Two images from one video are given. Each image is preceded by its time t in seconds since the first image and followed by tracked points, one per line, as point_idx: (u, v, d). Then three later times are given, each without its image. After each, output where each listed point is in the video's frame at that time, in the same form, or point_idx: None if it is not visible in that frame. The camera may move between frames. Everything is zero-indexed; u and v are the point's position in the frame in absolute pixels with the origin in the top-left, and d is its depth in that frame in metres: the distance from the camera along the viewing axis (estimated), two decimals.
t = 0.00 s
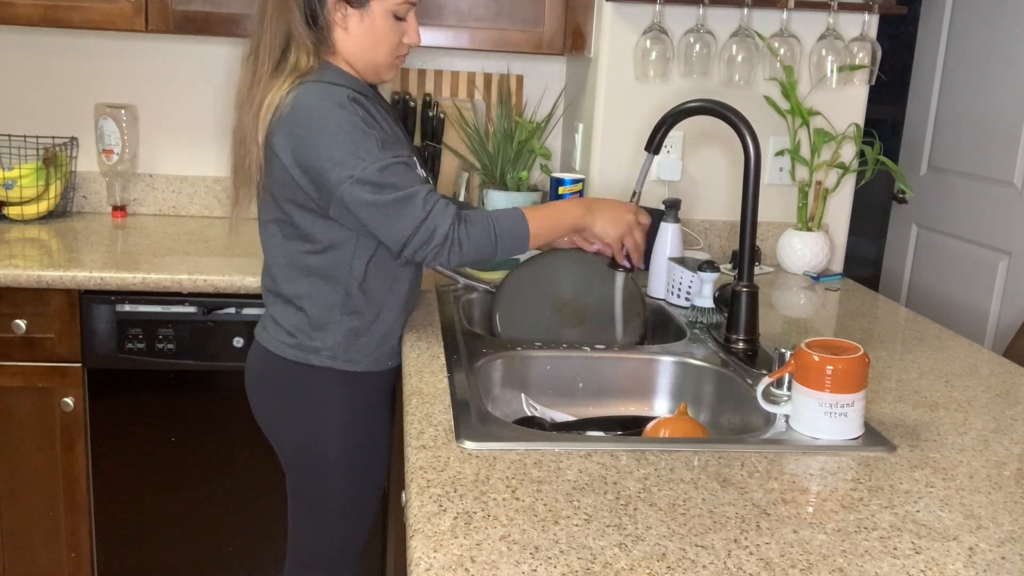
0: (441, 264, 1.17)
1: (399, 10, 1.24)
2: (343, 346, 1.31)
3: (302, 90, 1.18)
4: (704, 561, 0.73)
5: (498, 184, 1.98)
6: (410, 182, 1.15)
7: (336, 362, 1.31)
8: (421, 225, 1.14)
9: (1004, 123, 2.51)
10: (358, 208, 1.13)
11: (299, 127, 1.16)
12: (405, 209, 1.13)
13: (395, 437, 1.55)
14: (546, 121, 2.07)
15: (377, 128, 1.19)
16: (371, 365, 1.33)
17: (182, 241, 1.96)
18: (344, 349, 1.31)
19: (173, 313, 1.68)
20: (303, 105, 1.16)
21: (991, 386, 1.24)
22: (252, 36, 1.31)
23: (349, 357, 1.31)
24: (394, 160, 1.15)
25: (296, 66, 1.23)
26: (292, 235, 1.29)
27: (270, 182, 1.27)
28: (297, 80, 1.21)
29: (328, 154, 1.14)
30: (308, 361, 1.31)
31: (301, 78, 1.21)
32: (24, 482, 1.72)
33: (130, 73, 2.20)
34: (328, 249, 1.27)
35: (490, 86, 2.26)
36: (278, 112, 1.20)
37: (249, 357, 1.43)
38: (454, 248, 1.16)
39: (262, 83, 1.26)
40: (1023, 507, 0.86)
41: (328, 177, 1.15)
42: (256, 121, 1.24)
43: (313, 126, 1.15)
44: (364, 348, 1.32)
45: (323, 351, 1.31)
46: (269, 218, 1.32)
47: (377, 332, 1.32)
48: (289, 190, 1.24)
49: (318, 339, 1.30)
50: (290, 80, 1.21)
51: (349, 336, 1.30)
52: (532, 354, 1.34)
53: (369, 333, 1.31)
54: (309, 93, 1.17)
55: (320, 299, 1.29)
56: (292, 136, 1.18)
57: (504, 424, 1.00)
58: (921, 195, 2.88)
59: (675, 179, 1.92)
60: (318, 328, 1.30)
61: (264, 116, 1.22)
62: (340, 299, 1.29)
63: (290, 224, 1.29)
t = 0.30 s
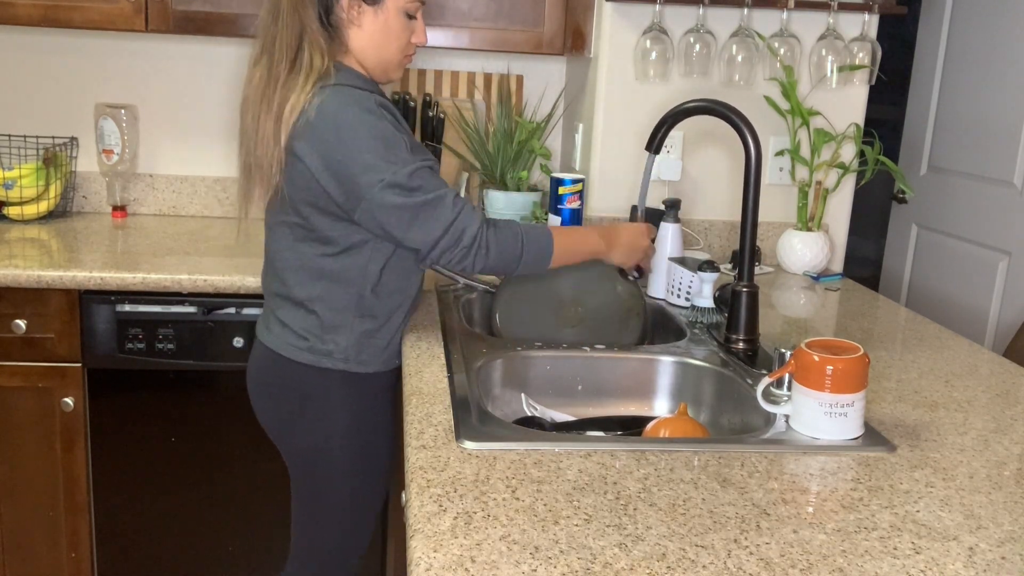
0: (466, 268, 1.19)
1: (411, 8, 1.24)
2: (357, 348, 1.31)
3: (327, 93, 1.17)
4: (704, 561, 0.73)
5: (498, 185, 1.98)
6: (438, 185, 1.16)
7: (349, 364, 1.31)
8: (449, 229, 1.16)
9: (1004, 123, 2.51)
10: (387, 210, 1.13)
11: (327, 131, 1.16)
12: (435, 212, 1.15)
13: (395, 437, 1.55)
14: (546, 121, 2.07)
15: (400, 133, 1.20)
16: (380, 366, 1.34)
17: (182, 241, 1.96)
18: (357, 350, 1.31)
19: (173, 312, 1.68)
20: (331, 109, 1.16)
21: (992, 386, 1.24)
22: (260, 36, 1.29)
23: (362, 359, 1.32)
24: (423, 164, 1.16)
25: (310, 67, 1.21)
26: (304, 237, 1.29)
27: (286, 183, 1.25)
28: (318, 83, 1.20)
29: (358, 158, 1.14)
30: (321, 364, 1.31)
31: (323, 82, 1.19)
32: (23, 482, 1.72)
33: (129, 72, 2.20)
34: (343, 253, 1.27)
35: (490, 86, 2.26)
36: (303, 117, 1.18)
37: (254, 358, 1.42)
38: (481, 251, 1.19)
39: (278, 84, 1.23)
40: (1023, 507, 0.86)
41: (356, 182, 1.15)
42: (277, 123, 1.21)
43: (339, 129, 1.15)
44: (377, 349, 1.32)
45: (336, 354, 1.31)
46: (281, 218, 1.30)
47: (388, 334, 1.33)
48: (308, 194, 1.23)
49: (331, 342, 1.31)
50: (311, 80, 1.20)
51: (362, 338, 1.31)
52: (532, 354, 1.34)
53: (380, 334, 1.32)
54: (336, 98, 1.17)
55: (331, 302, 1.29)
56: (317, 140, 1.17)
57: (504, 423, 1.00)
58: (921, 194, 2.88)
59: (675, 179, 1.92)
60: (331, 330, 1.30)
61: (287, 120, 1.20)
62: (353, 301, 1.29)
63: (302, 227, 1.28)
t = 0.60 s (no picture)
0: (441, 275, 1.17)
1: (423, 11, 1.25)
2: (346, 349, 1.31)
3: (319, 89, 1.18)
4: (704, 561, 0.73)
5: (497, 184, 1.98)
6: (419, 191, 1.15)
7: (337, 366, 1.31)
8: (427, 235, 1.13)
9: (1004, 124, 2.51)
10: (366, 212, 1.12)
11: (311, 127, 1.16)
12: (413, 218, 1.13)
13: (394, 436, 1.55)
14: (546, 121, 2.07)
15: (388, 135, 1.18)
16: (370, 369, 1.34)
17: (182, 241, 1.96)
18: (346, 352, 1.31)
19: (173, 313, 1.68)
20: (319, 105, 1.16)
21: (992, 386, 1.24)
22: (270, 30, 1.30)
23: (349, 361, 1.31)
24: (405, 169, 1.14)
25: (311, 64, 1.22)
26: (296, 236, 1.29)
27: (280, 181, 1.25)
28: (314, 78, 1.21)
29: (338, 157, 1.13)
30: (309, 364, 1.31)
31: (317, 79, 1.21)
32: (24, 482, 1.72)
33: (129, 72, 2.20)
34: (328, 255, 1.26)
35: (491, 86, 2.26)
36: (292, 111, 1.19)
37: (248, 356, 1.42)
38: (457, 260, 1.16)
39: (278, 76, 1.24)
40: (1023, 508, 0.86)
41: (336, 181, 1.14)
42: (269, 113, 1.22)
43: (325, 127, 1.14)
44: (365, 351, 1.32)
45: (325, 354, 1.31)
46: (273, 216, 1.31)
47: (377, 338, 1.32)
48: (298, 192, 1.22)
49: (319, 342, 1.30)
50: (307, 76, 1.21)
51: (351, 340, 1.31)
52: (532, 354, 1.34)
53: (369, 337, 1.32)
54: (325, 95, 1.16)
55: (321, 302, 1.29)
56: (302, 137, 1.17)
57: (504, 424, 1.00)
58: (921, 194, 2.88)
59: (675, 179, 1.92)
60: (320, 330, 1.30)
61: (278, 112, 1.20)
62: (342, 302, 1.29)
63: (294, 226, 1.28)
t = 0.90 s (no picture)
0: (436, 282, 1.18)
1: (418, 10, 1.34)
2: (349, 350, 1.31)
3: (324, 91, 1.17)
4: (704, 561, 0.73)
5: (498, 184, 1.98)
6: (421, 198, 1.15)
7: (342, 367, 1.32)
8: (426, 243, 1.14)
9: (1004, 124, 2.51)
10: (370, 218, 1.12)
11: (317, 128, 1.15)
12: (414, 226, 1.13)
13: (395, 436, 1.55)
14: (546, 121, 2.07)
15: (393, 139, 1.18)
16: (374, 369, 1.34)
17: (182, 241, 1.96)
18: (350, 353, 1.31)
19: (173, 313, 1.68)
20: (325, 107, 1.15)
21: (992, 386, 1.24)
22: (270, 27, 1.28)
23: (354, 363, 1.32)
24: (409, 175, 1.14)
25: (319, 65, 1.23)
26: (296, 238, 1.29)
27: (281, 182, 1.24)
28: (317, 79, 1.21)
29: (343, 160, 1.13)
30: (314, 366, 1.32)
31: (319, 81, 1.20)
32: (24, 482, 1.72)
33: (130, 73, 2.20)
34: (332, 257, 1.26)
35: (491, 86, 2.26)
36: (295, 112, 1.18)
37: (251, 357, 1.42)
38: (455, 268, 1.17)
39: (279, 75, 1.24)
40: (1023, 507, 0.86)
41: (341, 183, 1.14)
42: (275, 110, 1.21)
43: (330, 129, 1.14)
44: (369, 352, 1.32)
45: (328, 355, 1.31)
46: (276, 219, 1.31)
47: (380, 338, 1.33)
48: (300, 194, 1.22)
49: (324, 343, 1.31)
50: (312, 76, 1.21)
51: (355, 341, 1.31)
52: (532, 354, 1.34)
53: (373, 337, 1.32)
54: (331, 97, 1.16)
55: (325, 303, 1.30)
56: (307, 138, 1.16)
57: (504, 423, 1.00)
58: (921, 194, 2.88)
59: (675, 179, 1.92)
60: (324, 331, 1.31)
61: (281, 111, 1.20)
62: (345, 304, 1.29)
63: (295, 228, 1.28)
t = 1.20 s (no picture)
0: (439, 279, 1.17)
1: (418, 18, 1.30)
2: (346, 349, 1.31)
3: (316, 94, 1.17)
4: (704, 561, 0.73)
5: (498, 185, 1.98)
6: (418, 197, 1.15)
7: (338, 367, 1.31)
8: (426, 241, 1.14)
9: (1004, 124, 2.50)
10: (369, 219, 1.13)
11: (308, 132, 1.15)
12: (413, 224, 1.13)
13: (394, 437, 1.55)
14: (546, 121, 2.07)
15: (387, 140, 1.18)
16: (371, 369, 1.34)
17: (182, 241, 1.96)
18: (346, 353, 1.31)
19: (173, 313, 1.68)
20: (316, 110, 1.15)
21: (992, 386, 1.24)
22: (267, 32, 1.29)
23: (350, 363, 1.32)
24: (403, 175, 1.14)
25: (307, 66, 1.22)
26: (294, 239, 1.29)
27: (277, 183, 1.25)
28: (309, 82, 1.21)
29: (336, 163, 1.13)
30: (310, 365, 1.32)
31: (311, 83, 1.20)
32: (24, 482, 1.72)
33: (130, 73, 2.20)
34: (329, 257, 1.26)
35: (491, 85, 2.26)
36: (289, 115, 1.19)
37: (252, 357, 1.42)
38: (457, 264, 1.17)
39: (275, 78, 1.25)
40: (1023, 508, 0.86)
41: (334, 187, 1.14)
42: (269, 115, 1.22)
43: (323, 132, 1.14)
44: (366, 352, 1.32)
45: (324, 355, 1.31)
46: (274, 219, 1.31)
47: (377, 339, 1.32)
48: (296, 195, 1.23)
49: (321, 343, 1.31)
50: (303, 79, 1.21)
51: (351, 342, 1.31)
52: (532, 354, 1.34)
53: (370, 337, 1.32)
54: (321, 100, 1.16)
55: (321, 304, 1.30)
56: (300, 143, 1.16)
57: (504, 423, 1.00)
58: (921, 194, 2.88)
59: (675, 179, 1.92)
60: (321, 331, 1.30)
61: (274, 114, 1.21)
62: (341, 304, 1.29)
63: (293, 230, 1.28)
